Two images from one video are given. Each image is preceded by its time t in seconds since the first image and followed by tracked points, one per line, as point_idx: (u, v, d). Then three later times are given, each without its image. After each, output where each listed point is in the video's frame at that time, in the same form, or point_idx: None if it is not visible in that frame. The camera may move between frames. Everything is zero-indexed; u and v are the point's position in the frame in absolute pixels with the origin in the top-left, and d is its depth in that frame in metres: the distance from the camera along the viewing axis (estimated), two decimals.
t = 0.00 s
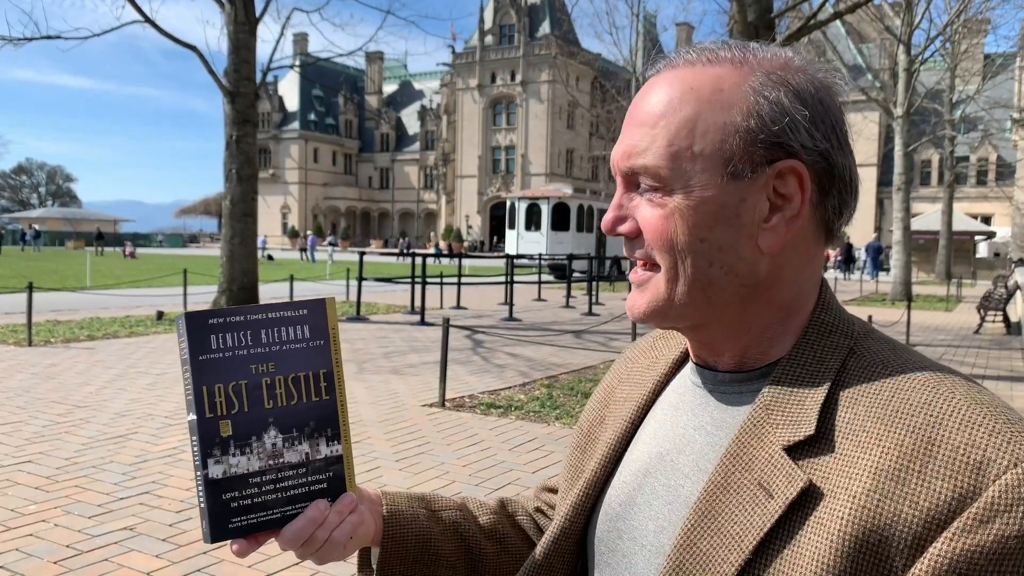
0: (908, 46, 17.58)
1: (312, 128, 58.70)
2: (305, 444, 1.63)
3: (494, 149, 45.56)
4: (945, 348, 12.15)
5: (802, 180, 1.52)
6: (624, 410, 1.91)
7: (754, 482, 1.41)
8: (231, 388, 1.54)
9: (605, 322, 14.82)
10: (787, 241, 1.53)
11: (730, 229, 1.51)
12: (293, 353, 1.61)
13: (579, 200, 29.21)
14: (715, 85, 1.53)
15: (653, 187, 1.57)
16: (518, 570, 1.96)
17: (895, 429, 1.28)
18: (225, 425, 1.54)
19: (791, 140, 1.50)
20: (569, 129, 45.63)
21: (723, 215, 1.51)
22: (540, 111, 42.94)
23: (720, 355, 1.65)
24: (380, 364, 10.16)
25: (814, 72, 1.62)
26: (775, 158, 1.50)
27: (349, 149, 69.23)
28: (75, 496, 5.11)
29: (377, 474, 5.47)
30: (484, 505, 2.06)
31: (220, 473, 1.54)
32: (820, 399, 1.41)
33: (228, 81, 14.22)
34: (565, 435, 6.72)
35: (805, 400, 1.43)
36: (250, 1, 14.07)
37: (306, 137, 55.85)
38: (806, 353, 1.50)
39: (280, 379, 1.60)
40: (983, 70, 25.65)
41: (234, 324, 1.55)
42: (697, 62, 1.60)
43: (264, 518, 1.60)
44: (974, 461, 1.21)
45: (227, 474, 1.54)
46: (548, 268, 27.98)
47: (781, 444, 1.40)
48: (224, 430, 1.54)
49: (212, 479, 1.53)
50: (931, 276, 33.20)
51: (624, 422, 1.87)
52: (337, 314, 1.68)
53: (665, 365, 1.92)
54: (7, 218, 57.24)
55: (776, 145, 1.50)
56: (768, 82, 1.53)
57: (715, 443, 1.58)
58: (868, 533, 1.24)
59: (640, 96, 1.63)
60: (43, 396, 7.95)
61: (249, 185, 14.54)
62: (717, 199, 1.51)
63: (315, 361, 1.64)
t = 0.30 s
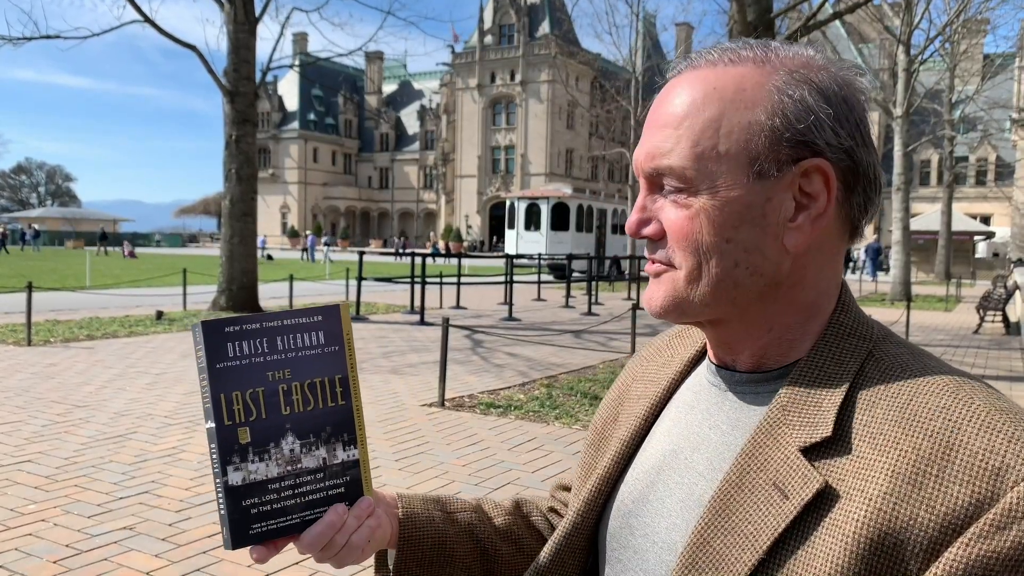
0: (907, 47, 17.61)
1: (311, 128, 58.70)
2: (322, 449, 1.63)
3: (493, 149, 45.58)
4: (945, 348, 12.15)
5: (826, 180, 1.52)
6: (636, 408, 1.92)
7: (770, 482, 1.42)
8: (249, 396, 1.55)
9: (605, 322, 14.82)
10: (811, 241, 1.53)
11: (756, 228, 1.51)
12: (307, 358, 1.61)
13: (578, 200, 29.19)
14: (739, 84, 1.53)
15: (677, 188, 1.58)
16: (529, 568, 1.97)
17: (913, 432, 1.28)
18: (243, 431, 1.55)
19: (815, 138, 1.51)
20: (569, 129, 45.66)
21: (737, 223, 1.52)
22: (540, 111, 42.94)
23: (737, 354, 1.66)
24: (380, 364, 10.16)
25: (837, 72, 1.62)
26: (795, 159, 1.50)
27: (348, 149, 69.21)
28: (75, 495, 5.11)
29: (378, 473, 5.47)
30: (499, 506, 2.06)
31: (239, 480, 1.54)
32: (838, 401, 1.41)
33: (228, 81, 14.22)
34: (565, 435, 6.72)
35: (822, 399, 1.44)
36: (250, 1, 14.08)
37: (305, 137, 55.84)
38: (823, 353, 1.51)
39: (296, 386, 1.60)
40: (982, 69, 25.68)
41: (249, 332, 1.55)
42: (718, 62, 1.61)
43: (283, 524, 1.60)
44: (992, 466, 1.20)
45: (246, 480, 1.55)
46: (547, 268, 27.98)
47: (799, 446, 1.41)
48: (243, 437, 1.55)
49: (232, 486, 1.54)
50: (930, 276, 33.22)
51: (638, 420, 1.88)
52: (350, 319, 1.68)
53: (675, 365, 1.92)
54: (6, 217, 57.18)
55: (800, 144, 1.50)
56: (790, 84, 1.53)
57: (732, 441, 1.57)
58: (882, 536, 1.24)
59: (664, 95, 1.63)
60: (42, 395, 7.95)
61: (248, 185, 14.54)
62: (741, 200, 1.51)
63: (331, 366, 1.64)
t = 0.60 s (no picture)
0: (907, 46, 17.63)
1: (311, 128, 58.71)
2: (323, 439, 1.63)
3: (492, 148, 45.61)
4: (945, 348, 12.15)
5: (843, 180, 1.52)
6: (642, 408, 1.91)
7: (778, 484, 1.41)
8: (251, 383, 1.55)
9: (605, 321, 14.82)
10: (825, 243, 1.53)
11: (770, 230, 1.51)
12: (310, 348, 1.61)
13: (578, 199, 29.19)
14: (751, 83, 1.53)
15: (689, 189, 1.57)
16: (531, 565, 1.96)
17: (922, 436, 1.28)
18: (244, 419, 1.54)
19: (829, 139, 1.50)
20: (569, 128, 45.69)
21: (755, 217, 1.51)
22: (539, 110, 42.98)
23: (748, 355, 1.65)
24: (381, 363, 10.16)
25: (850, 71, 1.62)
26: (808, 159, 1.50)
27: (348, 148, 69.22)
28: (74, 495, 5.10)
29: (377, 473, 5.47)
30: (501, 501, 2.05)
31: (240, 468, 1.54)
32: (847, 404, 1.41)
33: (227, 80, 14.20)
34: (565, 434, 6.73)
35: (831, 401, 1.43)
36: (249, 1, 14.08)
37: (305, 137, 55.87)
38: (833, 356, 1.50)
39: (298, 375, 1.60)
40: (982, 69, 25.69)
41: (252, 319, 1.56)
42: (729, 61, 1.60)
43: (283, 513, 1.60)
44: (1003, 474, 1.20)
45: (246, 468, 1.55)
46: (547, 267, 27.98)
47: (808, 447, 1.40)
48: (244, 425, 1.55)
49: (232, 474, 1.54)
50: (929, 276, 33.26)
51: (644, 418, 1.88)
52: (356, 307, 1.67)
53: (682, 365, 1.92)
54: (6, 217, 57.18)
55: (815, 144, 1.50)
56: (803, 85, 1.53)
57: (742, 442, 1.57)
58: (889, 540, 1.24)
59: (676, 94, 1.63)
60: (42, 395, 7.95)
61: (247, 185, 14.53)
62: (755, 200, 1.51)
63: (336, 356, 1.64)
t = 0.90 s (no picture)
0: (907, 46, 17.64)
1: (311, 127, 58.71)
2: (334, 433, 1.64)
3: (492, 148, 45.63)
4: (944, 347, 12.15)
5: (846, 177, 1.53)
6: (646, 406, 1.92)
7: (762, 476, 1.43)
8: (262, 376, 1.56)
9: (605, 321, 14.84)
10: (832, 241, 1.53)
11: (777, 228, 1.52)
12: (322, 342, 1.62)
13: (578, 199, 29.19)
14: (753, 82, 1.54)
15: (695, 191, 1.58)
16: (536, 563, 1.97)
17: (903, 429, 1.29)
18: (256, 411, 1.56)
19: (833, 137, 1.51)
20: (569, 128, 45.70)
21: (755, 216, 1.52)
22: (539, 110, 43.00)
23: (749, 351, 1.67)
24: (381, 363, 10.17)
25: (851, 70, 1.63)
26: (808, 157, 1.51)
27: (348, 148, 69.27)
28: (75, 494, 5.12)
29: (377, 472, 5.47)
30: (510, 500, 2.07)
31: (250, 460, 1.56)
32: (837, 399, 1.42)
33: (227, 80, 14.21)
34: (565, 434, 6.74)
35: (821, 396, 1.45)
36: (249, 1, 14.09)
37: (305, 136, 55.89)
38: (833, 353, 1.51)
39: (310, 368, 1.61)
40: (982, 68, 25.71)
41: (265, 312, 1.57)
42: (732, 59, 1.61)
43: (293, 505, 1.61)
44: (978, 470, 1.21)
45: (257, 460, 1.56)
46: (547, 267, 27.98)
47: (794, 441, 1.42)
48: (255, 418, 1.56)
49: (242, 466, 1.55)
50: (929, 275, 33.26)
51: (644, 416, 1.89)
52: (366, 301, 1.69)
53: (685, 364, 1.93)
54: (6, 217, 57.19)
55: (821, 141, 1.51)
56: (801, 84, 1.54)
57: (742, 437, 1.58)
58: (861, 530, 1.26)
59: (677, 94, 1.65)
60: (42, 394, 7.96)
61: (248, 184, 14.53)
62: (761, 199, 1.52)
63: (346, 351, 1.65)
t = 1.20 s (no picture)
0: (906, 46, 17.67)
1: (311, 127, 58.71)
2: (336, 430, 1.64)
3: (493, 148, 45.66)
4: (943, 347, 12.16)
5: (821, 177, 1.53)
6: (638, 406, 1.93)
7: (764, 485, 1.43)
8: (268, 371, 1.56)
9: (605, 320, 14.86)
10: (809, 240, 1.54)
11: (756, 230, 1.52)
12: (327, 341, 1.63)
13: (578, 198, 29.18)
14: (720, 89, 1.54)
15: (672, 197, 1.58)
16: (533, 564, 1.98)
17: (903, 435, 1.30)
18: (260, 407, 1.56)
19: (806, 137, 1.52)
20: (569, 127, 45.71)
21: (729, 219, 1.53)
22: (539, 109, 43.06)
23: (735, 354, 1.67)
24: (381, 363, 10.17)
25: (822, 69, 1.65)
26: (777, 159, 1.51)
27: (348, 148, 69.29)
28: (75, 493, 5.12)
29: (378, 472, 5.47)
30: (507, 499, 2.08)
31: (253, 455, 1.55)
32: (831, 404, 1.42)
33: (227, 79, 14.22)
34: (565, 433, 6.74)
35: (814, 402, 1.45)
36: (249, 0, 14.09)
37: (305, 136, 55.91)
38: (820, 356, 1.51)
39: (314, 366, 1.62)
40: (981, 68, 25.73)
41: (272, 310, 1.57)
42: (706, 65, 1.62)
43: (293, 500, 1.61)
44: (981, 471, 1.22)
45: (260, 455, 1.56)
46: (547, 267, 27.98)
47: (792, 448, 1.42)
48: (259, 413, 1.56)
49: (246, 460, 1.55)
50: (928, 275, 33.31)
51: (638, 418, 1.89)
52: (372, 300, 1.70)
53: (674, 365, 1.94)
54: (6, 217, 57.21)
55: (794, 143, 1.51)
56: (767, 87, 1.54)
57: (733, 440, 1.59)
58: (870, 536, 1.25)
59: (651, 103, 1.65)
60: (43, 393, 7.98)
61: (248, 184, 14.54)
62: (738, 202, 1.52)
63: (350, 349, 1.66)
